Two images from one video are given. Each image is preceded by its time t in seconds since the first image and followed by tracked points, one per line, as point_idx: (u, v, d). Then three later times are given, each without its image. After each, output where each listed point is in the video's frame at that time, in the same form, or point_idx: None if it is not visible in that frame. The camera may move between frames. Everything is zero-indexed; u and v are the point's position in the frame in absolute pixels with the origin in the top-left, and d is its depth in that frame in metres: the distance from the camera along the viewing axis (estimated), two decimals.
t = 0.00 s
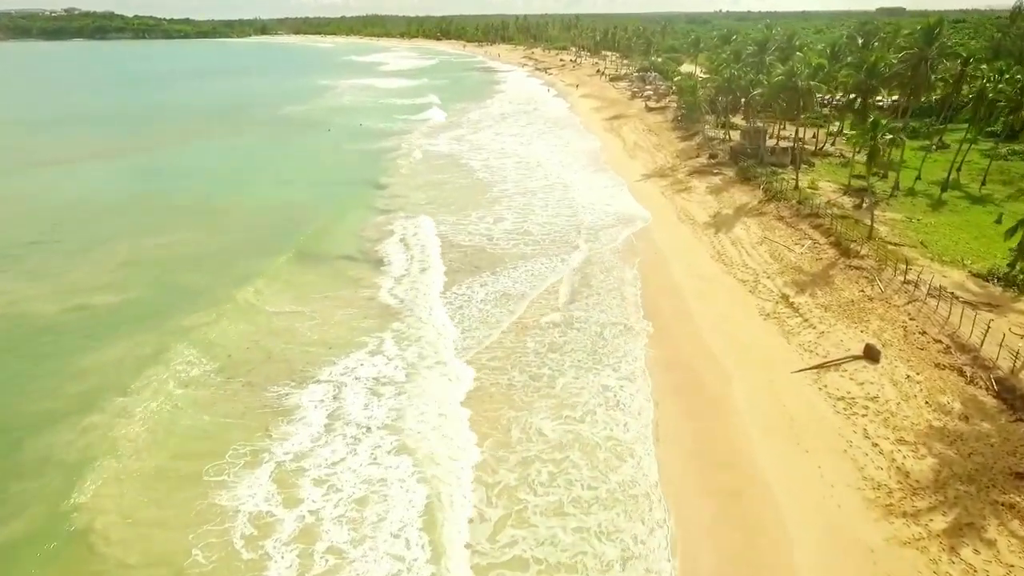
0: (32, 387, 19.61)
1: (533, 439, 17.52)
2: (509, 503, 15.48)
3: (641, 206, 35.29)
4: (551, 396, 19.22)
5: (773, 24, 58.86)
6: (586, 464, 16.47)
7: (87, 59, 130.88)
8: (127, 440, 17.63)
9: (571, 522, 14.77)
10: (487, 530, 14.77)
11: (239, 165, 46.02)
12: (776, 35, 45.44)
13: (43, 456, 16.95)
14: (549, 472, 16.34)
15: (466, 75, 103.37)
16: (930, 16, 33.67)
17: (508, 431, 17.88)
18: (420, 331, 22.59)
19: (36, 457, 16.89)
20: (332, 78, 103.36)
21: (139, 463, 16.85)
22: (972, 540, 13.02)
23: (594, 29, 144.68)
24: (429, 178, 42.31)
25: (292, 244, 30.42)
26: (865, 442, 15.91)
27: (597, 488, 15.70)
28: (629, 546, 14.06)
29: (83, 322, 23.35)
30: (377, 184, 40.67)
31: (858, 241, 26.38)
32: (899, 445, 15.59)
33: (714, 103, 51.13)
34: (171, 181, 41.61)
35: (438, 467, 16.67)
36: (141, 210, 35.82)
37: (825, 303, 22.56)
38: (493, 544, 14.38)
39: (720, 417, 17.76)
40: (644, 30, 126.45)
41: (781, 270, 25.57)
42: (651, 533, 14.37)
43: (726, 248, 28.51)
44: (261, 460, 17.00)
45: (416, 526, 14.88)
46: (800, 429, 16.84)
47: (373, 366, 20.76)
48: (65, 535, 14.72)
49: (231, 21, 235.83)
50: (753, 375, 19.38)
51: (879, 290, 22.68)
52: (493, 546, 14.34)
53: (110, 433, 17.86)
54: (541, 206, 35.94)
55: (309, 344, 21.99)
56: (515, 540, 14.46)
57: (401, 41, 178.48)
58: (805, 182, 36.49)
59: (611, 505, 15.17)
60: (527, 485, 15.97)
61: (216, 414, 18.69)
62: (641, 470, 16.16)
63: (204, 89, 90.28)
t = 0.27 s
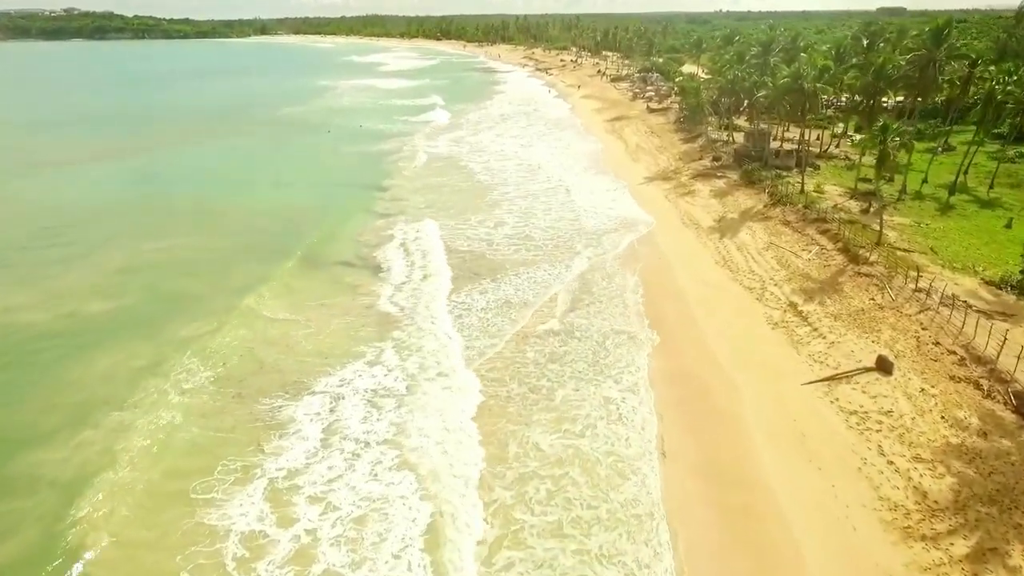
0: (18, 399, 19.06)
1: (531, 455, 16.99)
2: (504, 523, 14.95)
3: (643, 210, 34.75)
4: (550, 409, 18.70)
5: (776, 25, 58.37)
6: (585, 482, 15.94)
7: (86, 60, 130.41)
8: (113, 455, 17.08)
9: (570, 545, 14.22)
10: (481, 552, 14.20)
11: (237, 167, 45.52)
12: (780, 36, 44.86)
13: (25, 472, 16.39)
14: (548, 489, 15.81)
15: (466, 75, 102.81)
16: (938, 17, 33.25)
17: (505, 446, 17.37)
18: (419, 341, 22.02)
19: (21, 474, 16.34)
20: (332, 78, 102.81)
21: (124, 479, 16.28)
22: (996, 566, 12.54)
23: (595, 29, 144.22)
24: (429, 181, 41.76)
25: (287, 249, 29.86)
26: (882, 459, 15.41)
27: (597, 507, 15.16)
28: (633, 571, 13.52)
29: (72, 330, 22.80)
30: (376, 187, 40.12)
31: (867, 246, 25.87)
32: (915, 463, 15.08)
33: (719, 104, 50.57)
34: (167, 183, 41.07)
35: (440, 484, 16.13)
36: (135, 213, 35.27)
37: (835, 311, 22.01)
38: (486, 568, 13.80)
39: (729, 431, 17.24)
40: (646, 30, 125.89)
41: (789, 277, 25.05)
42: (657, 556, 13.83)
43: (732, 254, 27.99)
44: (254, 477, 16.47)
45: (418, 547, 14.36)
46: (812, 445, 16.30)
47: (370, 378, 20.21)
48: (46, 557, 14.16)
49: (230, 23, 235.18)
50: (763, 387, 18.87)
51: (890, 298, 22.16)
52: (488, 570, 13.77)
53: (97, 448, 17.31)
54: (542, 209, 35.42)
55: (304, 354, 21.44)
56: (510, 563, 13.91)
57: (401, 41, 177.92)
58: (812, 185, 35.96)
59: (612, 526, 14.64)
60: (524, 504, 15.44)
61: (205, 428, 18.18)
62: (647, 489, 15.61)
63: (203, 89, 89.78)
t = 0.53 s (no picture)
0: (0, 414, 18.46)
1: (527, 474, 16.40)
2: (499, 547, 14.33)
3: (645, 215, 34.17)
4: (549, 425, 18.11)
5: (780, 27, 57.78)
6: (585, 504, 15.34)
7: (84, 60, 129.73)
8: (96, 473, 16.47)
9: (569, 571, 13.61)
10: None
11: (233, 170, 44.93)
12: (784, 38, 44.29)
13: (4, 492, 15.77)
14: (545, 511, 15.21)
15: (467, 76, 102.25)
16: (948, 19, 32.72)
17: (501, 464, 16.78)
18: (417, 353, 21.42)
19: None
20: (331, 79, 102.16)
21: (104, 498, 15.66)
22: None
23: (596, 29, 143.64)
24: (427, 184, 41.17)
25: (282, 256, 29.29)
26: (900, 480, 14.86)
27: (597, 531, 14.57)
28: None
29: (58, 340, 22.19)
30: (374, 190, 39.55)
31: (877, 254, 25.31)
32: (935, 486, 14.55)
33: (721, 106, 50.01)
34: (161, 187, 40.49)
35: (441, 504, 15.53)
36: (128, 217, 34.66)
37: (846, 322, 21.44)
38: None
39: (740, 449, 16.66)
40: (647, 30, 125.26)
41: (797, 285, 24.48)
42: None
43: (738, 261, 27.42)
44: (243, 498, 15.87)
45: (420, 571, 13.74)
46: (827, 464, 15.73)
47: (366, 392, 19.62)
48: None
49: (230, 22, 234.56)
50: (773, 401, 18.30)
51: (902, 308, 21.61)
52: None
53: (79, 465, 16.71)
54: (542, 214, 34.82)
55: (297, 367, 20.87)
56: None
57: (401, 41, 177.13)
58: (818, 189, 35.39)
59: (613, 551, 14.04)
60: (519, 527, 14.83)
61: (192, 444, 17.59)
62: (652, 511, 15.04)
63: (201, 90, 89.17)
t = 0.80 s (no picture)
0: None
1: (524, 496, 15.71)
2: None
3: (647, 220, 33.51)
4: (546, 445, 17.45)
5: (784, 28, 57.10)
6: (585, 530, 14.67)
7: (82, 60, 129.09)
8: (76, 495, 15.81)
9: None
10: None
11: (229, 174, 44.31)
12: (789, 39, 43.67)
13: None
14: (540, 537, 14.52)
15: (467, 77, 101.52)
16: (958, 21, 32.15)
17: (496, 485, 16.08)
18: (413, 366, 20.76)
19: None
20: (331, 80, 101.49)
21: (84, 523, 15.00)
22: None
23: (597, 29, 142.87)
24: (426, 188, 40.50)
25: (277, 264, 28.62)
26: (921, 506, 14.25)
27: (597, 560, 13.90)
28: None
29: (43, 352, 21.54)
30: (371, 195, 38.89)
31: (888, 262, 24.68)
32: (959, 513, 13.96)
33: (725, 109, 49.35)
34: (155, 193, 39.83)
35: (437, 528, 14.85)
36: (120, 223, 34.02)
37: (859, 334, 20.79)
38: None
39: (752, 470, 16.00)
40: (648, 30, 124.42)
41: (807, 295, 23.84)
42: None
43: (744, 268, 26.76)
44: (231, 522, 15.22)
45: None
46: (844, 488, 15.06)
47: (363, 407, 18.95)
48: None
49: (229, 23, 233.88)
50: (785, 418, 17.64)
51: (917, 320, 20.99)
52: None
53: (60, 486, 16.06)
54: (542, 219, 34.16)
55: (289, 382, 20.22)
56: None
57: (401, 42, 176.37)
58: (825, 194, 34.74)
59: None
60: (513, 554, 14.15)
61: (178, 463, 16.93)
62: (660, 538, 14.39)
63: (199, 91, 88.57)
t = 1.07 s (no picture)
0: None
1: (521, 515, 15.20)
2: None
3: (649, 225, 33.01)
4: (544, 460, 16.95)
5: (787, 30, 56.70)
6: (584, 552, 14.16)
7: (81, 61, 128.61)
8: (60, 513, 15.31)
9: None
10: None
11: (226, 177, 43.81)
12: (793, 41, 43.26)
13: None
14: (537, 559, 14.02)
15: (467, 78, 101.01)
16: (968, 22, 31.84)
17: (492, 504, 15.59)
18: (410, 377, 20.26)
19: None
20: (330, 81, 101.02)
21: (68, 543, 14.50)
22: None
23: (597, 30, 142.36)
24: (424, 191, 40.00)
25: (273, 270, 28.13)
26: (941, 529, 13.77)
27: None
28: None
29: (29, 361, 21.02)
30: (369, 199, 38.40)
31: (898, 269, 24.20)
32: (980, 536, 13.50)
33: (728, 111, 48.90)
34: (150, 196, 39.36)
35: (432, 549, 14.36)
36: (113, 227, 33.52)
37: (869, 345, 20.29)
38: None
39: (762, 488, 15.48)
40: (649, 31, 123.87)
41: (816, 303, 23.35)
42: None
43: (750, 275, 26.25)
44: (220, 543, 14.71)
45: None
46: (858, 509, 14.53)
47: (359, 420, 18.48)
48: None
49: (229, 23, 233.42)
50: (796, 433, 17.12)
51: (929, 330, 20.52)
52: None
53: (44, 503, 15.57)
54: (542, 224, 33.65)
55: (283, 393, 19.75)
56: None
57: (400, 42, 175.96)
58: (831, 198, 34.28)
59: None
60: None
61: (166, 479, 16.41)
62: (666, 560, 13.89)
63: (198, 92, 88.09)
